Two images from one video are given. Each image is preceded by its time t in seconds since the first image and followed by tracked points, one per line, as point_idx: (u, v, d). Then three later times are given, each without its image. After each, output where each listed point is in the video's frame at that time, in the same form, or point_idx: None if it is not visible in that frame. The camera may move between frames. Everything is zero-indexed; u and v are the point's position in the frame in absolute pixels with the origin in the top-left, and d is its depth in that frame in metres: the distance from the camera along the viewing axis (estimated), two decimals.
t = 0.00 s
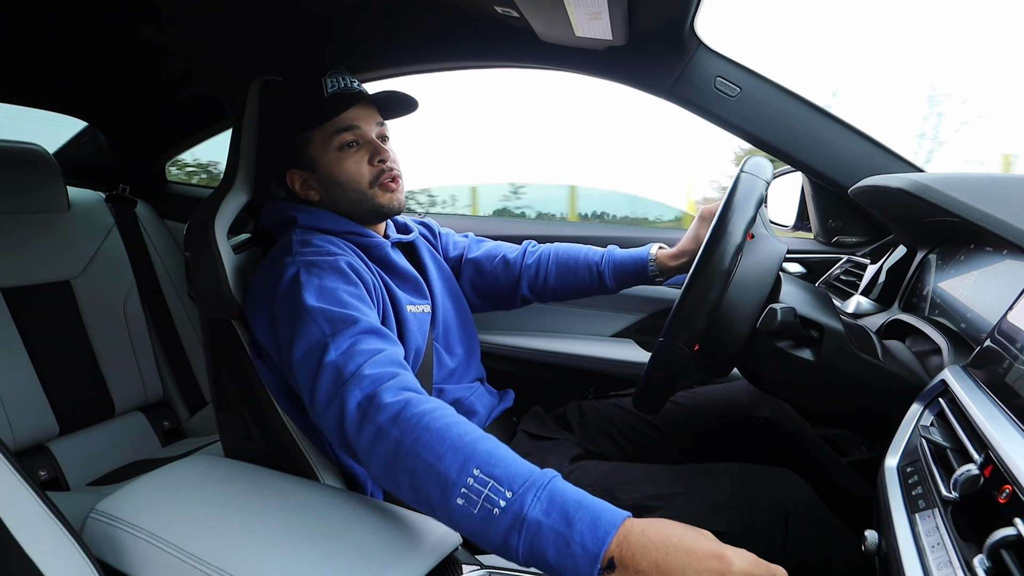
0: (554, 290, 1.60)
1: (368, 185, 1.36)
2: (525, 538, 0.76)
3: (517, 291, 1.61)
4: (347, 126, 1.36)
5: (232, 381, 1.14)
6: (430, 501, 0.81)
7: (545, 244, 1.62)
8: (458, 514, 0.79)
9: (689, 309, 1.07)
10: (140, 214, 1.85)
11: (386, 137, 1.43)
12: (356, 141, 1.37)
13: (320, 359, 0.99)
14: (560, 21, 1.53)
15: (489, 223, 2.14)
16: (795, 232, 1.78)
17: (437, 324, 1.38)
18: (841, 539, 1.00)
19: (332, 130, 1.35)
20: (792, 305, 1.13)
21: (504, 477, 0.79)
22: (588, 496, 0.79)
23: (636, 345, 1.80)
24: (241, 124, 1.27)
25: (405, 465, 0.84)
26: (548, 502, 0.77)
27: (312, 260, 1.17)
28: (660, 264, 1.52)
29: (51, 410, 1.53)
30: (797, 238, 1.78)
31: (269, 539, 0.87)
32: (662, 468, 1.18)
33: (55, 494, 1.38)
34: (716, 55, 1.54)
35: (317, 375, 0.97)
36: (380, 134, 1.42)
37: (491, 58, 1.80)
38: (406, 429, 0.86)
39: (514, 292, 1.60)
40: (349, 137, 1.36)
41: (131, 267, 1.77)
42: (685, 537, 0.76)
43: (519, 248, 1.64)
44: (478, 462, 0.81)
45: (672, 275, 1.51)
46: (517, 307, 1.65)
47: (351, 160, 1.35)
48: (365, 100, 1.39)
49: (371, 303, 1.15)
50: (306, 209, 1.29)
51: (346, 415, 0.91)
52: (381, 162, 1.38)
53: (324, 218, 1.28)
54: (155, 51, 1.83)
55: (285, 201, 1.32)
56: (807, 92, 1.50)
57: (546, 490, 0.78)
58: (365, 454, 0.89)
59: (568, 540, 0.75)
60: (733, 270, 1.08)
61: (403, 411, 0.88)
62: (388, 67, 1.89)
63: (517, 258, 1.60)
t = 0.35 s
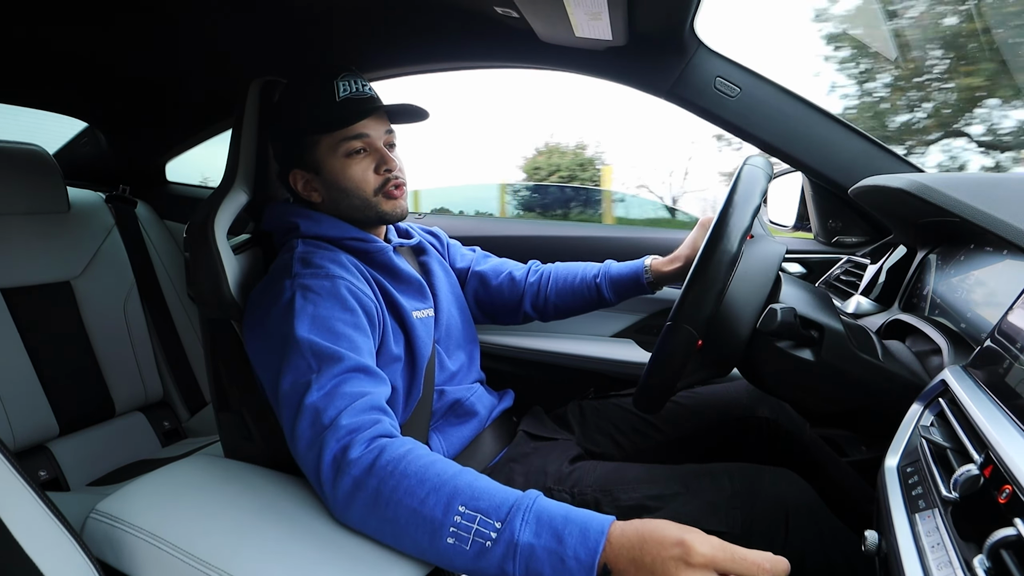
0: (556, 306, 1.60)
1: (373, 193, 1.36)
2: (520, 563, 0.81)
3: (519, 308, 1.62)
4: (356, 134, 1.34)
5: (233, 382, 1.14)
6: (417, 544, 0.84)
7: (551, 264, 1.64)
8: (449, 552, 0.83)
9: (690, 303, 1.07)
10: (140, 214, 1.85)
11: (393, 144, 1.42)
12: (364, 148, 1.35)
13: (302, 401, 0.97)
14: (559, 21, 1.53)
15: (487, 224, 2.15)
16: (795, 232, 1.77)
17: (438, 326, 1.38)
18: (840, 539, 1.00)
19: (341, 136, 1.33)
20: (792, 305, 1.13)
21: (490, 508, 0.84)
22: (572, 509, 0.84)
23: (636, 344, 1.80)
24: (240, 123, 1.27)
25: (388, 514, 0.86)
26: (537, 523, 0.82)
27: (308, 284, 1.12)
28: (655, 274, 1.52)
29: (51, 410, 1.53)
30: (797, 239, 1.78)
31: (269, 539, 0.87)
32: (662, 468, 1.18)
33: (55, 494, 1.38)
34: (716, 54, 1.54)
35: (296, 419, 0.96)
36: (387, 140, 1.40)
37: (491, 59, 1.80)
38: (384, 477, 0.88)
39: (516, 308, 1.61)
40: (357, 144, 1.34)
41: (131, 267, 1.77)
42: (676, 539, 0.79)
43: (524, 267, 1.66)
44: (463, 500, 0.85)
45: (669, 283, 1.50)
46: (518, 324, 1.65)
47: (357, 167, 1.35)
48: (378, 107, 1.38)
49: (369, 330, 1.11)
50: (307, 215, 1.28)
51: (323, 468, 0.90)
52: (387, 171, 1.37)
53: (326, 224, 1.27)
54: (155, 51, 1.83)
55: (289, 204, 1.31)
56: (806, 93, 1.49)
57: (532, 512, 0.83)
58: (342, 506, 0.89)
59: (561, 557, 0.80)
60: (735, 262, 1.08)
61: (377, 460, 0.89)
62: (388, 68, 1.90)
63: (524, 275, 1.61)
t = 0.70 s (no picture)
0: (556, 309, 1.61)
1: (374, 194, 1.36)
2: (521, 558, 0.80)
3: (520, 311, 1.63)
4: (356, 134, 1.34)
5: (233, 381, 1.14)
6: (420, 539, 0.84)
7: (552, 267, 1.64)
8: (450, 548, 0.83)
9: (693, 302, 1.07)
10: (140, 214, 1.85)
11: (393, 143, 1.42)
12: (365, 147, 1.36)
13: (303, 399, 0.97)
14: (560, 21, 1.52)
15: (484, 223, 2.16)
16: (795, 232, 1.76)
17: (438, 325, 1.38)
18: (842, 539, 1.00)
19: (342, 137, 1.33)
20: (792, 304, 1.13)
21: (491, 503, 0.84)
22: (573, 504, 0.85)
23: (636, 343, 1.80)
24: (240, 124, 1.26)
25: (389, 510, 0.86)
26: (537, 518, 0.82)
27: (305, 284, 1.12)
28: (654, 276, 1.52)
29: (51, 409, 1.53)
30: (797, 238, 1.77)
31: (270, 539, 0.87)
32: (662, 467, 1.18)
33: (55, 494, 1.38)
34: (716, 54, 1.54)
35: (298, 418, 0.96)
36: (387, 138, 1.41)
37: (491, 58, 1.80)
38: (386, 474, 0.88)
39: (516, 310, 1.61)
40: (357, 144, 1.35)
41: (131, 267, 1.77)
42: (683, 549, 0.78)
43: (526, 271, 1.66)
44: (464, 495, 0.85)
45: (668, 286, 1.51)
46: (518, 327, 1.66)
47: (358, 167, 1.35)
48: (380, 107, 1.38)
49: (368, 328, 1.11)
50: (306, 214, 1.28)
51: (325, 465, 0.90)
52: (388, 170, 1.38)
53: (326, 224, 1.27)
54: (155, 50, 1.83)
55: (287, 204, 1.31)
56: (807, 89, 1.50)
57: (532, 507, 0.83)
58: (344, 503, 0.89)
59: (561, 551, 0.80)
60: (735, 261, 1.08)
61: (379, 457, 0.89)
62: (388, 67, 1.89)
63: (525, 279, 1.62)
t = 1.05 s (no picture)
0: (544, 336, 1.60)
1: (374, 193, 1.36)
2: (522, 560, 0.80)
3: (507, 334, 1.63)
4: (357, 133, 1.34)
5: (232, 383, 1.14)
6: (421, 542, 0.84)
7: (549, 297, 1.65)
8: (451, 551, 0.83)
9: (693, 305, 1.07)
10: (140, 218, 1.85)
11: (394, 144, 1.42)
12: (366, 146, 1.35)
13: (302, 402, 0.97)
14: (560, 23, 1.53)
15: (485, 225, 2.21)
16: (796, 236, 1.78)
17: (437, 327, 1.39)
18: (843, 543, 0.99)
19: (343, 134, 1.33)
20: (792, 307, 1.13)
21: (491, 506, 0.84)
22: (573, 506, 0.84)
23: (635, 346, 1.80)
24: (241, 125, 1.29)
25: (389, 513, 0.86)
26: (538, 520, 0.82)
27: (302, 287, 1.11)
28: (639, 310, 1.50)
29: (51, 412, 1.53)
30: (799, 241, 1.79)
31: (269, 543, 0.86)
32: (662, 472, 1.17)
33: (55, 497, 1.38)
34: (716, 56, 1.54)
35: (297, 421, 0.96)
36: (388, 139, 1.41)
37: (491, 61, 1.80)
38: (385, 477, 0.87)
39: (506, 333, 1.62)
40: (359, 142, 1.34)
41: (131, 269, 1.78)
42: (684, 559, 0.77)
43: (525, 296, 1.68)
44: (464, 497, 0.84)
45: (651, 320, 1.48)
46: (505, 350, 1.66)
47: (358, 165, 1.35)
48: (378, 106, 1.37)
49: (365, 331, 1.11)
50: (305, 217, 1.28)
51: (324, 468, 0.90)
52: (388, 169, 1.37)
53: (324, 226, 1.27)
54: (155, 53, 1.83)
55: (286, 207, 1.31)
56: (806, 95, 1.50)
57: (532, 509, 0.83)
58: (344, 506, 0.89)
59: (562, 553, 0.80)
60: (736, 263, 1.07)
61: (379, 461, 0.89)
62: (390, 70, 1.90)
63: (522, 304, 1.64)
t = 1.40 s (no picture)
0: (517, 366, 1.59)
1: (363, 195, 1.35)
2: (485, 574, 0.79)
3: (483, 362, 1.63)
4: (352, 133, 1.33)
5: (213, 390, 1.13)
6: (390, 555, 0.84)
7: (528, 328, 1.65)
8: (419, 565, 0.82)
9: (675, 312, 1.07)
10: (122, 224, 1.84)
11: (383, 150, 1.43)
12: (358, 148, 1.35)
13: (272, 415, 0.97)
14: (543, 30, 1.53)
15: (464, 230, 2.19)
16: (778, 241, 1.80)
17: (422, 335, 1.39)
18: (822, 550, 1.00)
19: (335, 134, 1.32)
20: (776, 312, 1.14)
21: (452, 519, 0.82)
22: (538, 510, 0.83)
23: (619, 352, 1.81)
24: (221, 131, 1.30)
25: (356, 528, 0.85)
26: (499, 532, 0.80)
27: (275, 296, 1.11)
28: (610, 337, 1.51)
29: (31, 420, 1.51)
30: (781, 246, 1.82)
31: (250, 553, 0.86)
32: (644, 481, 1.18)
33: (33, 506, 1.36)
34: (699, 63, 1.55)
35: (269, 432, 0.96)
36: (378, 144, 1.41)
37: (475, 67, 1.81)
38: (349, 493, 0.86)
39: (482, 361, 1.62)
40: (351, 144, 1.34)
41: (113, 279, 1.77)
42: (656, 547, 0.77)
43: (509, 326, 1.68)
44: (426, 512, 0.83)
45: (621, 346, 1.49)
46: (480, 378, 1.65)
47: (350, 167, 1.34)
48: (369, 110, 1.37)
49: (342, 337, 1.10)
50: (287, 224, 1.27)
51: (293, 483, 0.90)
52: (379, 172, 1.37)
53: (307, 233, 1.26)
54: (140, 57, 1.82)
55: (270, 214, 1.31)
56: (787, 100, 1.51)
57: (493, 519, 0.81)
58: (315, 519, 0.89)
59: (526, 564, 0.78)
60: (718, 271, 1.07)
61: (341, 476, 0.88)
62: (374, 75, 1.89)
63: (503, 333, 1.64)
